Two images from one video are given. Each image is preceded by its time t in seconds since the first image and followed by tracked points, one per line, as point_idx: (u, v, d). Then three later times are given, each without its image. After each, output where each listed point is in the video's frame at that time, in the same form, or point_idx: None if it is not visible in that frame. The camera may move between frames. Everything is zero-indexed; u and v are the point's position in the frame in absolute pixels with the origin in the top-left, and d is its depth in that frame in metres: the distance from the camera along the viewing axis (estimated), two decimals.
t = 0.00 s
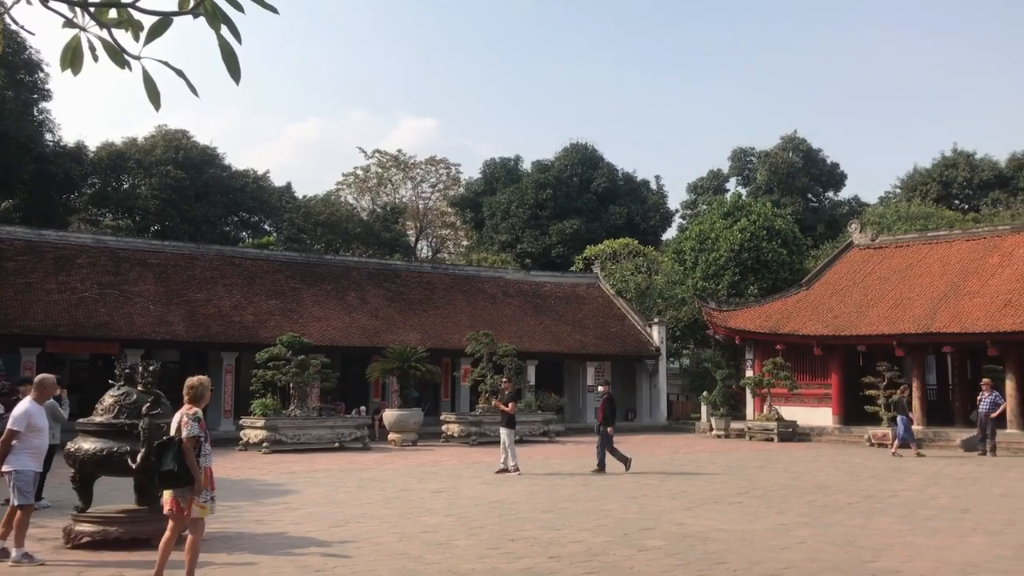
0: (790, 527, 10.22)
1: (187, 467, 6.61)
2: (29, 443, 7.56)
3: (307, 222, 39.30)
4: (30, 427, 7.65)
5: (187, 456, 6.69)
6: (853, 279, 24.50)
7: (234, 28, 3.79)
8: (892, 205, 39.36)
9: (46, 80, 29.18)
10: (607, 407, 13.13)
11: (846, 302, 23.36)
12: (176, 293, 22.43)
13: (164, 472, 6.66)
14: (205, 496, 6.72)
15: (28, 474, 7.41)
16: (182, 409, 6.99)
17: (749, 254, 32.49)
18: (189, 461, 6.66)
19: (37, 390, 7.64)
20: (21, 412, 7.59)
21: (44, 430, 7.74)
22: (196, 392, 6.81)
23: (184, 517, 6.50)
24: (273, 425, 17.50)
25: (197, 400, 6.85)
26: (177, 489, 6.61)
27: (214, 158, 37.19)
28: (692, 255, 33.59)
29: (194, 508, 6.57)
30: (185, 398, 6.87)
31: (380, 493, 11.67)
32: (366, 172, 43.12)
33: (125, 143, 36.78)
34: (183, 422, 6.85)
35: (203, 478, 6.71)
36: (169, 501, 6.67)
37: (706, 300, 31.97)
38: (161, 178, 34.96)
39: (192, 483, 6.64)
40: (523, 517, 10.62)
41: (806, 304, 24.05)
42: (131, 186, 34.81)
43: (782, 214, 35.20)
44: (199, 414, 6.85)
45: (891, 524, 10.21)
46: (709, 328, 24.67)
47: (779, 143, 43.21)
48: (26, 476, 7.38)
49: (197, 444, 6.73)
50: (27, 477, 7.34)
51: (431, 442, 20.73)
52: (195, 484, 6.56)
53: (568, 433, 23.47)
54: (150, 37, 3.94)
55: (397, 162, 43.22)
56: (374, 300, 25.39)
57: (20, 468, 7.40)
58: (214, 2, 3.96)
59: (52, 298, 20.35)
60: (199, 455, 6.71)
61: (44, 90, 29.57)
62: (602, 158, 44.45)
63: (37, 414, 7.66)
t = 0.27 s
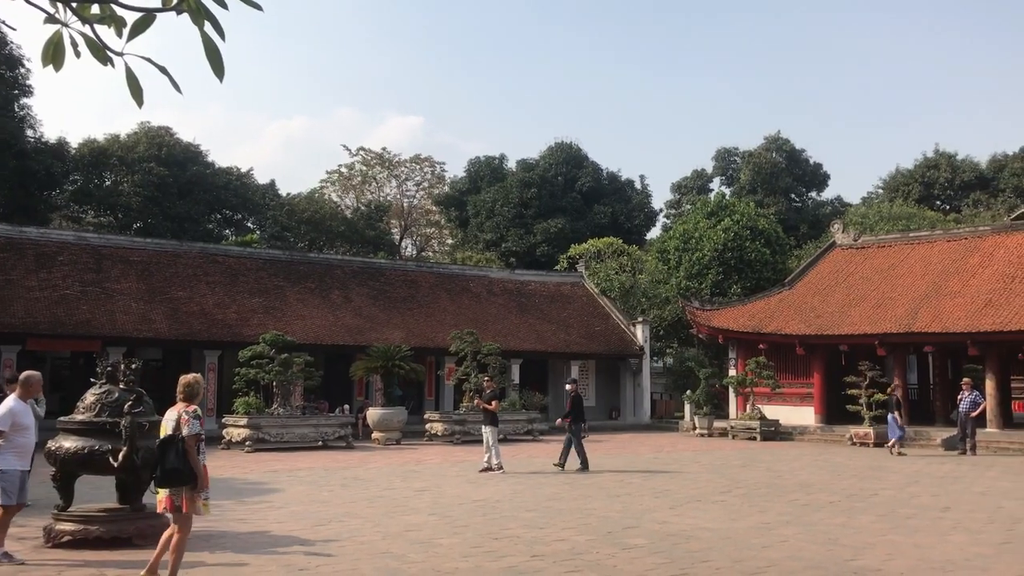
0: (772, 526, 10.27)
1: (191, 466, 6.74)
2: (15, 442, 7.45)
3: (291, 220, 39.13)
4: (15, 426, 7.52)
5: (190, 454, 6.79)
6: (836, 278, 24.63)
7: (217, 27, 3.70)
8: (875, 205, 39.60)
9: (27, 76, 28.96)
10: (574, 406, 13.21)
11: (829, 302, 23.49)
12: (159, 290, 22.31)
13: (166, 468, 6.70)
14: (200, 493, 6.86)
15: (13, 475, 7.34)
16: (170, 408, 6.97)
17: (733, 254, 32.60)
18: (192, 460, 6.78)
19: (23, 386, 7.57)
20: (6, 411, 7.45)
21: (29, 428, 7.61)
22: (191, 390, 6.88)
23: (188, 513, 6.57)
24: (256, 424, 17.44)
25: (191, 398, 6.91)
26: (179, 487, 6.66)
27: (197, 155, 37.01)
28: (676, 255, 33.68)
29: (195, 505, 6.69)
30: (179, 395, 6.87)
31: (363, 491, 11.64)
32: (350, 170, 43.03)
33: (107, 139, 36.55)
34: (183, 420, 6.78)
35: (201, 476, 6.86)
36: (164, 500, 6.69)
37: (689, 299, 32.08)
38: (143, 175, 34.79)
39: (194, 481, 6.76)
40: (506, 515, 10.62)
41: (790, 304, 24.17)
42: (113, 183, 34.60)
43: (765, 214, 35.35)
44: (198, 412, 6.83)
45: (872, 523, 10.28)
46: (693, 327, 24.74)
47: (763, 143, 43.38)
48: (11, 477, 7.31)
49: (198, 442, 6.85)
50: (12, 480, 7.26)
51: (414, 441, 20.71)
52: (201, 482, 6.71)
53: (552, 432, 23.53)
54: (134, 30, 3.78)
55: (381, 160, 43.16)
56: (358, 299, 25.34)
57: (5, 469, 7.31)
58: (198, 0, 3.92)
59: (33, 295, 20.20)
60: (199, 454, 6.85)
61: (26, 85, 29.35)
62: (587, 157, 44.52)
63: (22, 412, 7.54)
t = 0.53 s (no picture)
0: (752, 526, 10.32)
1: (181, 466, 6.75)
2: None
3: (272, 219, 38.87)
4: None
5: (180, 455, 6.80)
6: (817, 280, 24.78)
7: (199, 19, 3.70)
8: (855, 207, 39.87)
9: (6, 72, 28.67)
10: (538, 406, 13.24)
11: (809, 303, 23.63)
12: (139, 289, 22.16)
13: (155, 467, 6.69)
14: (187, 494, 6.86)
15: None
16: (158, 408, 6.97)
17: (714, 255, 32.74)
18: (182, 459, 6.79)
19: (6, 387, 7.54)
20: None
21: (12, 429, 7.45)
22: (183, 390, 6.93)
23: (176, 512, 6.54)
24: (237, 424, 17.35)
25: (182, 399, 6.96)
26: (168, 486, 6.65)
27: (178, 154, 36.78)
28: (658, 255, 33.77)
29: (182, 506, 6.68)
30: (170, 395, 6.89)
31: (344, 492, 11.61)
32: (332, 169, 42.88)
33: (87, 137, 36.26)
34: (174, 419, 6.81)
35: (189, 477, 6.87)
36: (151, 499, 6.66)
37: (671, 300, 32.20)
38: (123, 174, 34.57)
39: (182, 482, 6.77)
40: (487, 515, 10.61)
41: (770, 305, 24.30)
42: (93, 180, 34.34)
43: (746, 216, 35.52)
44: (189, 412, 6.90)
45: (851, 523, 10.35)
46: (674, 328, 24.83)
47: (744, 145, 43.59)
48: None
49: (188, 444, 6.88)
50: None
51: (395, 441, 20.67)
52: (189, 482, 6.72)
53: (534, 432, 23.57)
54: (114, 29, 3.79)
55: (364, 159, 43.05)
56: (340, 299, 25.25)
57: None
58: None
59: (11, 294, 20.01)
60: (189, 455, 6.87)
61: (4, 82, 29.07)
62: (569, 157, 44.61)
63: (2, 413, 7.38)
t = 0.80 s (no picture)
0: (729, 526, 10.38)
1: (166, 468, 6.80)
2: None
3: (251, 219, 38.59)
4: None
5: (164, 456, 6.85)
6: (795, 281, 24.95)
7: (178, 21, 3.69)
8: (833, 210, 40.18)
9: None
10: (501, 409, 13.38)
11: (786, 305, 23.79)
12: (115, 289, 21.98)
13: (139, 468, 6.72)
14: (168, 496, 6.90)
15: None
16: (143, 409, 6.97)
17: (693, 257, 32.91)
18: (167, 461, 6.85)
19: None
20: None
21: None
22: (169, 393, 6.99)
23: (162, 515, 6.58)
24: (214, 424, 17.25)
25: (166, 402, 7.02)
26: (156, 488, 6.68)
27: (156, 152, 36.49)
28: (637, 257, 33.92)
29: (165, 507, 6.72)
30: (156, 397, 6.94)
31: (322, 493, 11.57)
32: (311, 169, 42.66)
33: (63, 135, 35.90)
34: (160, 421, 6.85)
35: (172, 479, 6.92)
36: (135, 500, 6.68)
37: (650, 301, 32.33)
38: (100, 172, 34.28)
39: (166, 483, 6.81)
40: (466, 516, 10.62)
41: (748, 307, 24.45)
42: (69, 179, 34.00)
43: (725, 218, 35.73)
44: (175, 414, 6.95)
45: (827, 523, 10.43)
46: (653, 329, 24.91)
47: (723, 148, 43.84)
48: None
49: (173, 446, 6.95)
50: None
51: (374, 442, 20.62)
52: (174, 484, 6.77)
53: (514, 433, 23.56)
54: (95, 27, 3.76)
55: (343, 159, 42.87)
56: (319, 299, 25.16)
57: None
58: None
59: None
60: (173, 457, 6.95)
61: None
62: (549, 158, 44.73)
63: None
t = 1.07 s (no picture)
0: (705, 526, 10.43)
1: (151, 466, 6.71)
2: None
3: (227, 219, 38.42)
4: None
5: (149, 454, 6.75)
6: (772, 282, 25.11)
7: (154, 16, 3.72)
8: (809, 212, 40.51)
9: None
10: (461, 410, 13.34)
11: (763, 306, 23.94)
12: (89, 288, 21.78)
13: (124, 468, 6.65)
14: (157, 493, 6.83)
15: None
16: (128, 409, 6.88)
17: (670, 258, 33.07)
18: (153, 459, 6.74)
19: None
20: None
21: None
22: (152, 390, 6.83)
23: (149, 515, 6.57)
24: (189, 424, 17.14)
25: (151, 399, 6.85)
26: (141, 487, 6.64)
27: (132, 151, 36.18)
28: (615, 258, 34.06)
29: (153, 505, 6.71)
30: (140, 396, 6.79)
31: (298, 493, 11.52)
32: (289, 169, 42.39)
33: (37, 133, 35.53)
34: (145, 420, 6.74)
35: (160, 476, 6.83)
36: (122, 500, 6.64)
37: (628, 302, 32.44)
38: (75, 171, 33.95)
39: (153, 481, 6.73)
40: (443, 517, 10.61)
41: (725, 307, 24.59)
42: (43, 177, 33.64)
43: (702, 219, 35.95)
44: (159, 412, 6.80)
45: (802, 522, 10.50)
46: (631, 330, 24.99)
47: (700, 150, 44.06)
48: None
49: (159, 443, 6.82)
50: None
51: (351, 443, 20.56)
52: (160, 482, 6.69)
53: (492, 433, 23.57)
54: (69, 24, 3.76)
55: (321, 159, 42.43)
56: (296, 299, 25.06)
57: None
58: None
59: None
60: (159, 454, 6.82)
61: None
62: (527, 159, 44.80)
63: None
